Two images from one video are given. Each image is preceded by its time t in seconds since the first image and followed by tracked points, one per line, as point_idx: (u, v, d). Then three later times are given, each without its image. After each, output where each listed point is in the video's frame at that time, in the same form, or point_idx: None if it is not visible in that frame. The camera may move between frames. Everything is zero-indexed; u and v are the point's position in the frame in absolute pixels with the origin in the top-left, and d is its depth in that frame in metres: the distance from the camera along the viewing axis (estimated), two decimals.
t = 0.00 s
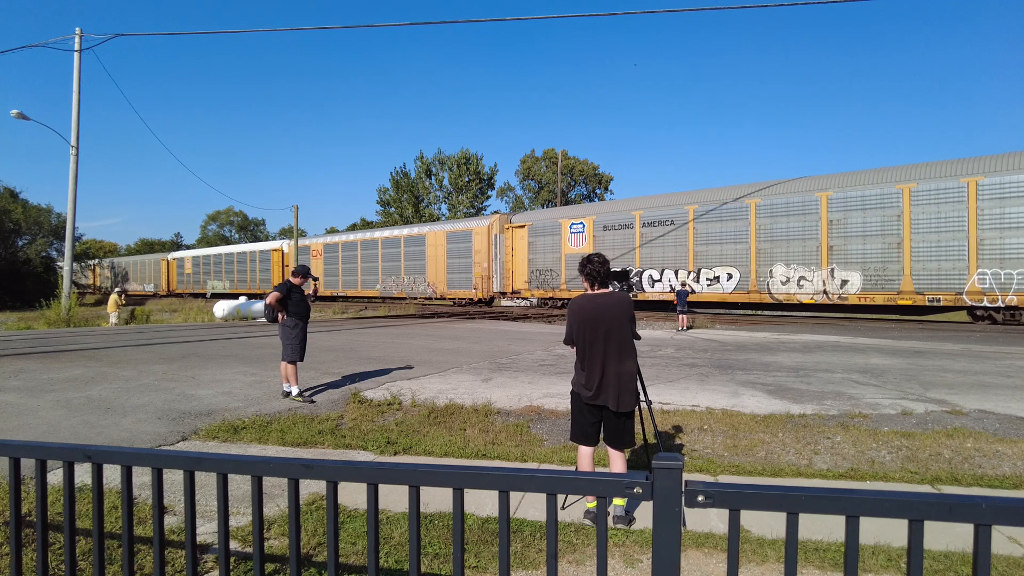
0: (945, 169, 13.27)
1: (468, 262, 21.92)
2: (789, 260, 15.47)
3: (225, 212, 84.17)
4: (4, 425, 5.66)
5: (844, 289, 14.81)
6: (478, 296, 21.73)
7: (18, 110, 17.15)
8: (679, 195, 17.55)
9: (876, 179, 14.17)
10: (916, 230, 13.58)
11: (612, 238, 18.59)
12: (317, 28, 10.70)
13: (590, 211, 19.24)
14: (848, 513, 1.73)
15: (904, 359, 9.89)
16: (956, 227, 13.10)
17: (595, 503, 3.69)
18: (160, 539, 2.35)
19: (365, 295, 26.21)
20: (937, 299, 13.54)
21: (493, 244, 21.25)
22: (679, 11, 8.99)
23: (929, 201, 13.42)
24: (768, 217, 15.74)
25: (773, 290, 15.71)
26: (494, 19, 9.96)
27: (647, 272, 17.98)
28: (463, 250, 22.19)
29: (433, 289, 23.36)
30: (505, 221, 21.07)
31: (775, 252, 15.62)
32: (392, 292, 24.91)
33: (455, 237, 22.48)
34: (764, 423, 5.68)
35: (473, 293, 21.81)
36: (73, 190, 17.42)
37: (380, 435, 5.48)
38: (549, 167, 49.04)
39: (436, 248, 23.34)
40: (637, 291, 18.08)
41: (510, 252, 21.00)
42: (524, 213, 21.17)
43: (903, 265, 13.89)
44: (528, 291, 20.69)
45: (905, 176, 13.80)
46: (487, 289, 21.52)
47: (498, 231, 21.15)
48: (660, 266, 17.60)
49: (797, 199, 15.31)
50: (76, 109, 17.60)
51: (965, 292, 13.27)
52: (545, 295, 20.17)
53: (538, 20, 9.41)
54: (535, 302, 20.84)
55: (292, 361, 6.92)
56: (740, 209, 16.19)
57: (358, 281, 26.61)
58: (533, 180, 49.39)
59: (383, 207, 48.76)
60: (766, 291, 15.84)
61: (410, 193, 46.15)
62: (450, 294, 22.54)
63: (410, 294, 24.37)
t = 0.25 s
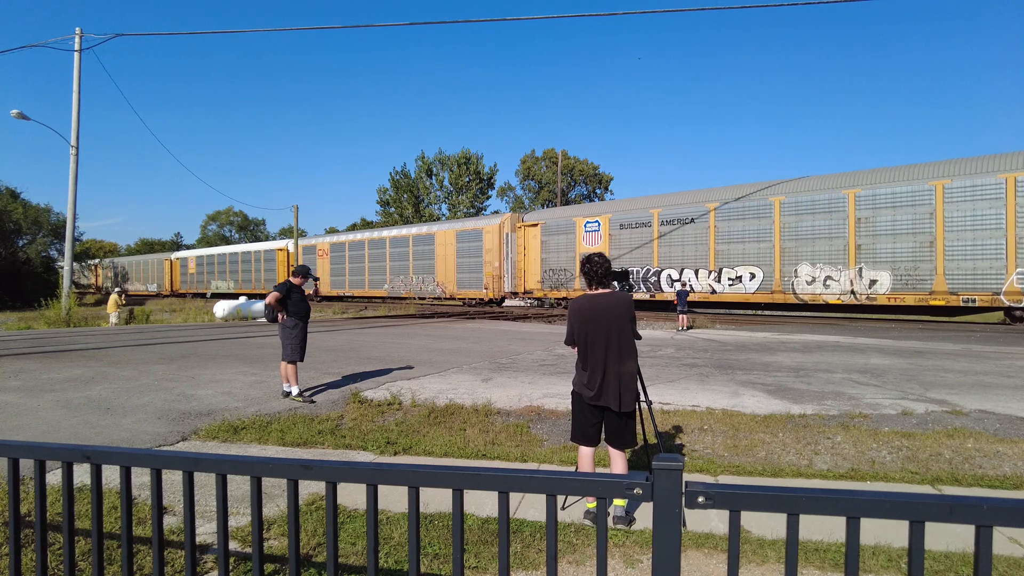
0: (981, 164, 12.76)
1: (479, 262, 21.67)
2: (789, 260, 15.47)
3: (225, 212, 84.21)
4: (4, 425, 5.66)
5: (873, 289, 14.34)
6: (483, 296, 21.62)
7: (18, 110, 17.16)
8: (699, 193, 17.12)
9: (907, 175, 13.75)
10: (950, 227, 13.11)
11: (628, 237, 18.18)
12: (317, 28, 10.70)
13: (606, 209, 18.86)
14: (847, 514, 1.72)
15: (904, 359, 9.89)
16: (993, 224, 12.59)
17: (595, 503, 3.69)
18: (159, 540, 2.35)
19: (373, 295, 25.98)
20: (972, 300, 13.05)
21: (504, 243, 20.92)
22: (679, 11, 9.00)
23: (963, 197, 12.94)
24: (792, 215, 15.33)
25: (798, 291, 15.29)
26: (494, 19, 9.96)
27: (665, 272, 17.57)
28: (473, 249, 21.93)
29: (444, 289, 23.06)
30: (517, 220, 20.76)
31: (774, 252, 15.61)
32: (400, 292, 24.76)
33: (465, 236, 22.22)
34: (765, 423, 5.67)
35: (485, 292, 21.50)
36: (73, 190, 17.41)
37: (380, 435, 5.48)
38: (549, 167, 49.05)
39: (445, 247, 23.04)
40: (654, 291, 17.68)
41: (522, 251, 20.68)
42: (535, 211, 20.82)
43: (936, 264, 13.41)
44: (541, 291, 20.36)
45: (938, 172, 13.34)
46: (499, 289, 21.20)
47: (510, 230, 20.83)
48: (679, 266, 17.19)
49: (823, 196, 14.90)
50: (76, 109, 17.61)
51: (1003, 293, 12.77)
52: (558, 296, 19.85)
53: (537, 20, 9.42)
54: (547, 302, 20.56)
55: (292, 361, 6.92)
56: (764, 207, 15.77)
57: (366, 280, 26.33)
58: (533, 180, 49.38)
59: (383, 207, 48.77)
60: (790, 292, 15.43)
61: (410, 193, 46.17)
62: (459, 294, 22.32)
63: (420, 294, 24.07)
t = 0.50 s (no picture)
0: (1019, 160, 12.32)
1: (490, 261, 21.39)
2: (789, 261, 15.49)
3: (225, 212, 84.24)
4: (5, 425, 5.66)
5: (903, 289, 13.83)
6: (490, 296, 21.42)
7: (19, 111, 17.18)
8: (719, 191, 16.69)
9: (939, 172, 13.26)
10: (986, 226, 12.66)
11: (646, 236, 17.71)
12: (317, 29, 10.70)
13: (624, 207, 18.43)
14: (849, 515, 1.73)
15: (905, 359, 9.90)
16: None
17: (596, 503, 3.70)
18: (161, 540, 2.35)
19: (380, 295, 25.72)
20: (1010, 300, 12.58)
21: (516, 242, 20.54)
22: (680, 12, 9.01)
23: (1000, 195, 12.49)
24: (818, 214, 14.83)
25: (824, 291, 14.81)
26: (495, 20, 9.96)
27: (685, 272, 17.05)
28: (483, 248, 21.62)
29: (454, 289, 22.69)
30: (529, 219, 20.38)
31: (774, 252, 15.61)
32: (408, 292, 24.56)
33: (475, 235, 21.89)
34: (765, 424, 5.68)
35: (496, 293, 21.14)
36: (73, 190, 17.41)
37: (381, 435, 5.49)
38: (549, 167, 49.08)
39: (455, 246, 22.68)
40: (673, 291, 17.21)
41: (534, 251, 20.31)
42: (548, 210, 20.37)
43: (972, 263, 12.93)
44: (554, 292, 19.96)
45: (973, 169, 12.88)
46: (511, 289, 20.81)
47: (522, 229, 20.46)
48: (699, 266, 16.70)
49: (851, 194, 14.38)
50: (76, 110, 17.62)
51: None
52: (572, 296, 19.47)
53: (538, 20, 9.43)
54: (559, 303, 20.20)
55: (293, 361, 6.92)
56: (789, 205, 15.28)
57: (373, 280, 26.02)
58: (533, 180, 49.41)
59: (383, 207, 48.79)
60: (815, 292, 14.95)
61: (411, 193, 46.20)
62: (469, 294, 22.06)
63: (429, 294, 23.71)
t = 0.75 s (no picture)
0: None
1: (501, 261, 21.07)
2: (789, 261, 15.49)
3: (225, 213, 84.24)
4: (5, 425, 5.65)
5: (936, 289, 13.47)
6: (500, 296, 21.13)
7: (19, 111, 17.16)
8: (740, 187, 16.32)
9: (977, 168, 12.84)
10: None
11: (664, 235, 17.37)
12: (317, 29, 10.66)
13: (642, 205, 18.07)
14: (852, 513, 1.72)
15: (905, 359, 9.90)
16: None
17: (597, 503, 3.69)
18: (163, 540, 2.34)
19: (388, 295, 25.43)
20: None
21: (528, 241, 20.20)
22: (680, 11, 9.01)
23: None
24: (845, 212, 14.48)
25: (851, 292, 14.46)
26: (495, 19, 9.93)
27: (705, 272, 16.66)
28: (493, 247, 21.31)
29: (464, 289, 22.35)
30: (542, 218, 20.07)
31: (773, 252, 15.61)
32: (417, 292, 24.22)
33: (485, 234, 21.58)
34: (766, 424, 5.68)
35: (508, 293, 20.79)
36: (73, 190, 17.37)
37: (381, 435, 5.48)
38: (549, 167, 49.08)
39: (465, 245, 22.35)
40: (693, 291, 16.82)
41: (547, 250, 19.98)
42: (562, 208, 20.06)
43: (1009, 262, 12.54)
44: (569, 292, 19.64)
45: (1010, 166, 12.50)
46: (523, 289, 20.45)
47: (534, 228, 20.16)
48: (721, 265, 16.35)
49: (880, 191, 14.01)
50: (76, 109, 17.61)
51: None
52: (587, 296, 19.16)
53: (539, 20, 9.43)
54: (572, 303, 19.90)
55: (293, 361, 6.92)
56: (814, 203, 14.92)
57: (381, 280, 25.71)
58: (534, 180, 49.40)
59: (383, 207, 48.78)
60: (843, 293, 14.60)
61: (411, 193, 46.21)
62: (479, 295, 21.76)
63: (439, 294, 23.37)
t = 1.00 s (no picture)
0: None
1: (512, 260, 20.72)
2: (790, 261, 15.48)
3: (225, 213, 84.29)
4: (4, 426, 5.65)
5: (971, 289, 13.17)
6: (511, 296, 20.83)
7: (19, 111, 17.18)
8: (764, 185, 15.95)
9: (1015, 164, 12.47)
10: None
11: (684, 233, 17.03)
12: (316, 28, 10.65)
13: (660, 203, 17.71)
14: (851, 513, 1.72)
15: (905, 359, 9.90)
16: None
17: (596, 503, 3.70)
18: (162, 540, 2.34)
19: (396, 295, 25.14)
20: None
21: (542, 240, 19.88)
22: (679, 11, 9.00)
23: None
24: (874, 210, 14.12)
25: (881, 292, 14.16)
26: (494, 19, 9.91)
27: (727, 272, 16.36)
28: (503, 247, 20.98)
29: (476, 289, 22.01)
30: (555, 216, 19.78)
31: (773, 252, 15.62)
32: (426, 292, 23.89)
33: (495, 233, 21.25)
34: (766, 424, 5.67)
35: (521, 293, 20.41)
36: (73, 190, 17.37)
37: (381, 435, 5.48)
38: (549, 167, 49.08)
39: (475, 244, 21.99)
40: (715, 291, 16.49)
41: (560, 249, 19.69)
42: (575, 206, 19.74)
43: None
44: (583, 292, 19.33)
45: None
46: (537, 289, 20.09)
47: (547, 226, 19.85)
48: (743, 265, 16.02)
49: (909, 189, 13.67)
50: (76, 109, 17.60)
51: None
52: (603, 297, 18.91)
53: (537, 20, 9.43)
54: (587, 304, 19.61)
55: (293, 361, 6.92)
56: (841, 201, 14.57)
57: (388, 280, 25.39)
58: (534, 180, 49.38)
59: (383, 207, 48.80)
60: (872, 293, 14.30)
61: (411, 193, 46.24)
62: (490, 295, 21.46)
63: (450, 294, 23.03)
